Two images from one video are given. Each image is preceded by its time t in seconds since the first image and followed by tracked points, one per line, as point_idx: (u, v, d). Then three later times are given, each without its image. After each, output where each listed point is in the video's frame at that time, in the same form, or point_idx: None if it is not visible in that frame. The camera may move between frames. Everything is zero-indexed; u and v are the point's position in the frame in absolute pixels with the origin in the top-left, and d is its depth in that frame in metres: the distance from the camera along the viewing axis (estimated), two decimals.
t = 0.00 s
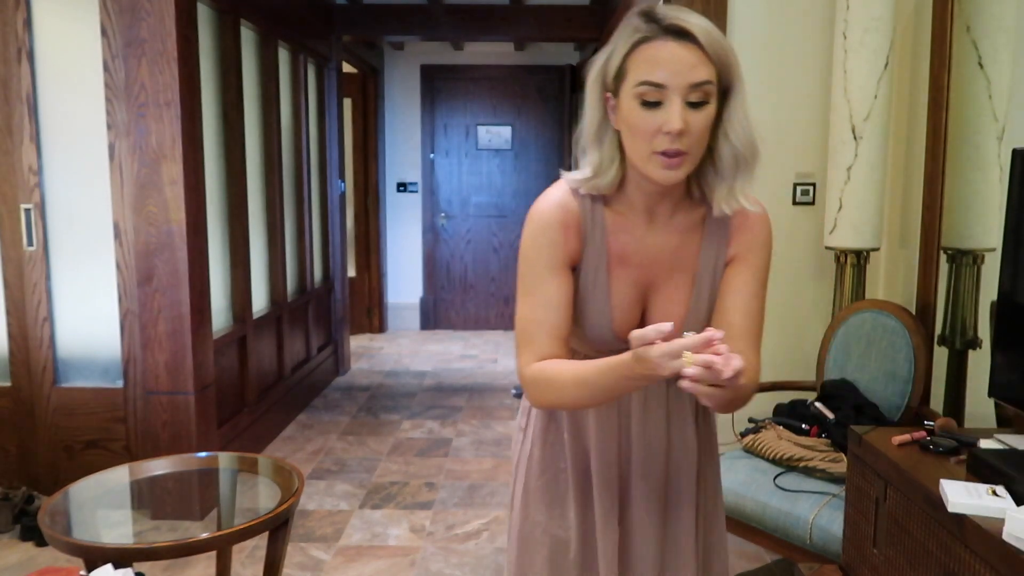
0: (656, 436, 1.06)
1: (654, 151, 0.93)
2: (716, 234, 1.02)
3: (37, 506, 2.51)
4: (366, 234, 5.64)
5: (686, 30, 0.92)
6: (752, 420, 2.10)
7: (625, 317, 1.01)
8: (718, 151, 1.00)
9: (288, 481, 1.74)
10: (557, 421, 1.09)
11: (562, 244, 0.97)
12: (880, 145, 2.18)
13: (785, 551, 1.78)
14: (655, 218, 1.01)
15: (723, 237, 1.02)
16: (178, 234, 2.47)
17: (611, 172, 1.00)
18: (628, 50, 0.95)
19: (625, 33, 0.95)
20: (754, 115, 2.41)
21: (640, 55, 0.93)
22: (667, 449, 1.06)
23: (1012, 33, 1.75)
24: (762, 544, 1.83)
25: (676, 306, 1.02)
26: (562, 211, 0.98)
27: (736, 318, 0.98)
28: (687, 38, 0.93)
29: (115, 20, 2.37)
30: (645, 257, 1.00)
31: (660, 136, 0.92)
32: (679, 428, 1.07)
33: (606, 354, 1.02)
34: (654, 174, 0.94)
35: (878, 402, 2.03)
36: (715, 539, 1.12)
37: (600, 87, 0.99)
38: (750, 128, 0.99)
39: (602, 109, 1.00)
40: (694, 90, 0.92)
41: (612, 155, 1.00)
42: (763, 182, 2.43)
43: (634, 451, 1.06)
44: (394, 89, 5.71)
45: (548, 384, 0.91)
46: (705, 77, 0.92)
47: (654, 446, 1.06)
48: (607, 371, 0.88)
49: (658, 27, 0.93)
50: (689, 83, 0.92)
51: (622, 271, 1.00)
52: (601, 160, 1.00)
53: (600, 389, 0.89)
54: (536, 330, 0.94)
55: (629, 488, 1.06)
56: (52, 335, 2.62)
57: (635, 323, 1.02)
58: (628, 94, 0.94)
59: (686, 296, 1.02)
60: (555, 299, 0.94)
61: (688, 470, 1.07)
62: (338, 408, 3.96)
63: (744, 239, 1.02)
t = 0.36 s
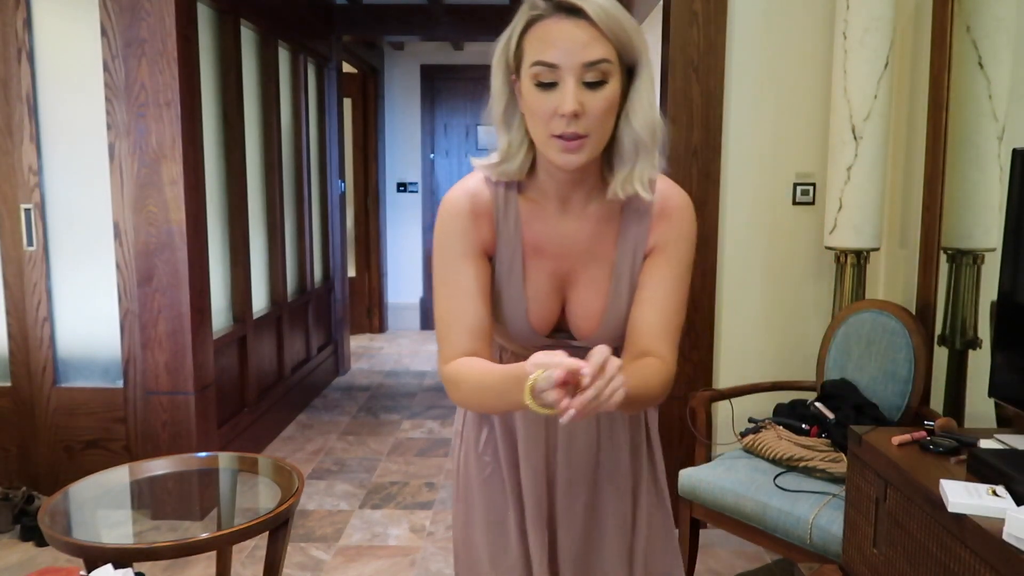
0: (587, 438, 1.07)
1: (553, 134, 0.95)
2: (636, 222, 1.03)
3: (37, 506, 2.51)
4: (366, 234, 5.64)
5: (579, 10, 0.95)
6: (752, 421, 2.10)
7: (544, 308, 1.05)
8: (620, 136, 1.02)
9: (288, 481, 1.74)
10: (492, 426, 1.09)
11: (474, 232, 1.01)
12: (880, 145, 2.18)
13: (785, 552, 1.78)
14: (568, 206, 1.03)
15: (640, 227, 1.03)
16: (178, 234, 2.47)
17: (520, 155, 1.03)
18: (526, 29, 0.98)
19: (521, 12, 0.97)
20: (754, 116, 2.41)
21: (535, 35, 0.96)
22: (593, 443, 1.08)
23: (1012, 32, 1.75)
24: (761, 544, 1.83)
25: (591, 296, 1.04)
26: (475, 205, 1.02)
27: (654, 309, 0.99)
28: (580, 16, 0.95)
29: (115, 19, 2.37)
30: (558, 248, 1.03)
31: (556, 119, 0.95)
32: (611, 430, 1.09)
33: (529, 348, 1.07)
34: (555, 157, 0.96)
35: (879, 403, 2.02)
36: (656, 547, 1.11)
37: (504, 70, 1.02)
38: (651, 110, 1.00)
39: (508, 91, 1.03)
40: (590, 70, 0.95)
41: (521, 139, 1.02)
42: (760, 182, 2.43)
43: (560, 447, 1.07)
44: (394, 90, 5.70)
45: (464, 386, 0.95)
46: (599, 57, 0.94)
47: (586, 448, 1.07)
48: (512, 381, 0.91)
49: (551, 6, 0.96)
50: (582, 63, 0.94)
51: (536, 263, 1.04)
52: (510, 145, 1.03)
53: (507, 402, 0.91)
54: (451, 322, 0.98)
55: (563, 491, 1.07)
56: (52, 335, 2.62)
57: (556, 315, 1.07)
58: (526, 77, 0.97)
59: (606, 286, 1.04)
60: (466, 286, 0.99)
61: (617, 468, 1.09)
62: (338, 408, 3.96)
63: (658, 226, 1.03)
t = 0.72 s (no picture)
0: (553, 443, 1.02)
1: (511, 131, 0.94)
2: (600, 219, 1.02)
3: (37, 506, 2.51)
4: (366, 234, 5.64)
5: (530, 5, 0.93)
6: (752, 421, 2.10)
7: (509, 307, 1.03)
8: (580, 131, 1.01)
9: (289, 481, 1.74)
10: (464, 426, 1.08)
11: (437, 231, 1.00)
12: (880, 146, 2.18)
13: (785, 551, 1.78)
14: (532, 203, 1.03)
15: (608, 221, 1.02)
16: (178, 234, 2.47)
17: (481, 152, 1.03)
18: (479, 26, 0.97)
19: (473, 8, 0.96)
20: (753, 116, 2.41)
21: (488, 32, 0.94)
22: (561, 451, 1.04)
23: (1011, 33, 1.75)
24: (762, 544, 1.83)
25: (558, 294, 1.03)
26: (435, 200, 1.01)
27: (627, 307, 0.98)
28: (531, 12, 0.93)
29: (115, 20, 2.37)
30: (523, 246, 1.02)
31: (513, 116, 0.93)
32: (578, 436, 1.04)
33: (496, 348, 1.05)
34: (514, 154, 0.95)
35: (879, 403, 2.03)
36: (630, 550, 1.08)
37: (461, 67, 1.01)
38: (608, 102, 0.99)
39: (467, 88, 1.02)
40: (543, 66, 0.93)
41: (481, 135, 1.03)
42: (760, 183, 2.43)
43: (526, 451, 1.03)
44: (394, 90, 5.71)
45: (425, 384, 0.92)
46: (553, 52, 0.93)
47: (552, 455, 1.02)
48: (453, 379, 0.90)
49: (501, 3, 0.94)
50: (536, 59, 0.92)
51: (501, 260, 1.03)
52: (470, 142, 1.03)
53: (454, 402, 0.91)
54: (413, 319, 0.96)
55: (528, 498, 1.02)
56: (52, 335, 2.62)
57: (522, 315, 1.05)
58: (480, 74, 0.95)
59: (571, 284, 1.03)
60: (429, 283, 0.97)
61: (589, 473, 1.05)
62: (338, 408, 3.97)
63: (626, 220, 1.03)
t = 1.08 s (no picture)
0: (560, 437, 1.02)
1: (517, 135, 0.94)
2: (605, 219, 1.02)
3: (37, 506, 2.51)
4: (366, 234, 5.64)
5: (535, 8, 0.93)
6: (752, 421, 2.09)
7: (518, 307, 1.03)
8: (585, 133, 1.01)
9: (288, 481, 1.74)
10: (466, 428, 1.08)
11: (446, 239, 1.00)
12: (880, 146, 2.18)
13: (785, 552, 1.78)
14: (537, 205, 1.03)
15: (612, 221, 1.02)
16: (178, 234, 2.47)
17: (485, 155, 1.03)
18: (483, 29, 0.97)
19: (478, 11, 0.96)
20: (754, 116, 2.40)
21: (492, 36, 0.95)
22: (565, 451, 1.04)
23: (1011, 33, 1.75)
24: (762, 544, 1.83)
25: (564, 294, 1.03)
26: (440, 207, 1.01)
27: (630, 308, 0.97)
28: (536, 15, 0.93)
29: (115, 20, 2.37)
30: (528, 248, 1.02)
31: (518, 119, 0.93)
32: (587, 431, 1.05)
33: (505, 349, 1.05)
34: (519, 157, 0.95)
35: (879, 403, 2.02)
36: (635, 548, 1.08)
37: (465, 70, 1.01)
38: (614, 105, 0.99)
39: (471, 91, 1.02)
40: (548, 68, 0.93)
41: (485, 139, 1.03)
42: (759, 183, 2.43)
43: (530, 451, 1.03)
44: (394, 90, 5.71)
45: (448, 394, 0.90)
46: (558, 54, 0.93)
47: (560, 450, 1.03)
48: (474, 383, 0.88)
49: (506, 6, 0.94)
50: (541, 62, 0.92)
51: (508, 264, 1.03)
52: (474, 146, 1.03)
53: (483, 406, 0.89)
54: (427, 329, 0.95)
55: (534, 491, 1.03)
56: (52, 335, 2.62)
57: (529, 317, 1.05)
58: (485, 77, 0.95)
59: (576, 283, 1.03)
60: (439, 289, 0.96)
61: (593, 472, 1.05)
62: (338, 408, 3.97)
63: (629, 220, 1.03)
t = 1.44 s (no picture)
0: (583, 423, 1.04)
1: (525, 136, 0.94)
2: (616, 217, 1.01)
3: (38, 506, 2.51)
4: (366, 233, 5.64)
5: (545, 10, 0.93)
6: (752, 421, 2.09)
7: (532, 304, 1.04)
8: (593, 134, 1.01)
9: (289, 481, 1.74)
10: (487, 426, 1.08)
11: (458, 240, 1.01)
12: (880, 146, 2.18)
13: (785, 551, 1.78)
14: (548, 203, 1.03)
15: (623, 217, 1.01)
16: (178, 234, 2.47)
17: (493, 153, 1.03)
18: (494, 29, 0.97)
19: (488, 11, 0.96)
20: (754, 116, 2.41)
21: (502, 36, 0.94)
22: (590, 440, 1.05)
23: (1011, 33, 1.75)
24: (762, 544, 1.83)
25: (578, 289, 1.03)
26: (451, 210, 1.02)
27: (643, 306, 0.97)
28: (546, 17, 0.93)
29: (115, 20, 2.37)
30: (542, 243, 1.03)
31: (528, 120, 0.93)
32: (610, 417, 1.06)
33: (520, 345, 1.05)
34: (527, 159, 0.95)
35: (879, 403, 2.02)
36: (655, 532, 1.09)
37: (475, 69, 1.01)
38: (623, 107, 0.99)
39: (479, 89, 1.02)
40: (557, 71, 0.93)
41: (493, 137, 1.03)
42: (759, 183, 2.43)
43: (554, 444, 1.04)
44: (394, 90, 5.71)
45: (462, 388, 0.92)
46: (567, 57, 0.93)
47: (584, 437, 1.04)
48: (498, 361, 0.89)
49: (517, 7, 0.94)
50: (551, 64, 0.92)
51: (519, 263, 1.03)
52: (481, 144, 1.03)
53: (504, 385, 0.89)
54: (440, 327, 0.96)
55: (560, 480, 1.04)
56: (52, 335, 2.62)
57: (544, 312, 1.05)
58: (495, 78, 0.95)
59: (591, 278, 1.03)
60: (453, 289, 0.98)
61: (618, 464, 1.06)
62: (338, 408, 3.97)
63: (642, 214, 1.02)
